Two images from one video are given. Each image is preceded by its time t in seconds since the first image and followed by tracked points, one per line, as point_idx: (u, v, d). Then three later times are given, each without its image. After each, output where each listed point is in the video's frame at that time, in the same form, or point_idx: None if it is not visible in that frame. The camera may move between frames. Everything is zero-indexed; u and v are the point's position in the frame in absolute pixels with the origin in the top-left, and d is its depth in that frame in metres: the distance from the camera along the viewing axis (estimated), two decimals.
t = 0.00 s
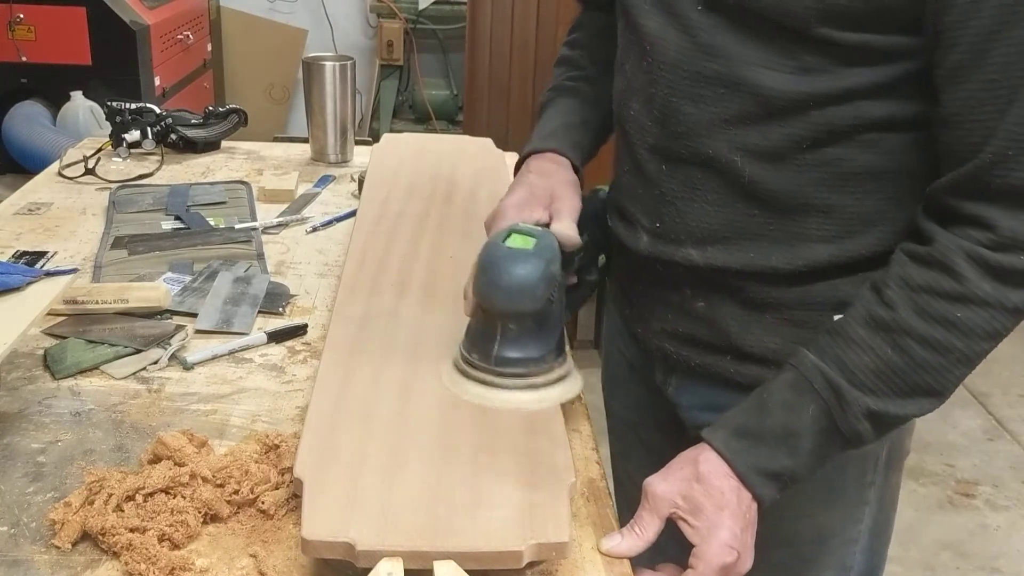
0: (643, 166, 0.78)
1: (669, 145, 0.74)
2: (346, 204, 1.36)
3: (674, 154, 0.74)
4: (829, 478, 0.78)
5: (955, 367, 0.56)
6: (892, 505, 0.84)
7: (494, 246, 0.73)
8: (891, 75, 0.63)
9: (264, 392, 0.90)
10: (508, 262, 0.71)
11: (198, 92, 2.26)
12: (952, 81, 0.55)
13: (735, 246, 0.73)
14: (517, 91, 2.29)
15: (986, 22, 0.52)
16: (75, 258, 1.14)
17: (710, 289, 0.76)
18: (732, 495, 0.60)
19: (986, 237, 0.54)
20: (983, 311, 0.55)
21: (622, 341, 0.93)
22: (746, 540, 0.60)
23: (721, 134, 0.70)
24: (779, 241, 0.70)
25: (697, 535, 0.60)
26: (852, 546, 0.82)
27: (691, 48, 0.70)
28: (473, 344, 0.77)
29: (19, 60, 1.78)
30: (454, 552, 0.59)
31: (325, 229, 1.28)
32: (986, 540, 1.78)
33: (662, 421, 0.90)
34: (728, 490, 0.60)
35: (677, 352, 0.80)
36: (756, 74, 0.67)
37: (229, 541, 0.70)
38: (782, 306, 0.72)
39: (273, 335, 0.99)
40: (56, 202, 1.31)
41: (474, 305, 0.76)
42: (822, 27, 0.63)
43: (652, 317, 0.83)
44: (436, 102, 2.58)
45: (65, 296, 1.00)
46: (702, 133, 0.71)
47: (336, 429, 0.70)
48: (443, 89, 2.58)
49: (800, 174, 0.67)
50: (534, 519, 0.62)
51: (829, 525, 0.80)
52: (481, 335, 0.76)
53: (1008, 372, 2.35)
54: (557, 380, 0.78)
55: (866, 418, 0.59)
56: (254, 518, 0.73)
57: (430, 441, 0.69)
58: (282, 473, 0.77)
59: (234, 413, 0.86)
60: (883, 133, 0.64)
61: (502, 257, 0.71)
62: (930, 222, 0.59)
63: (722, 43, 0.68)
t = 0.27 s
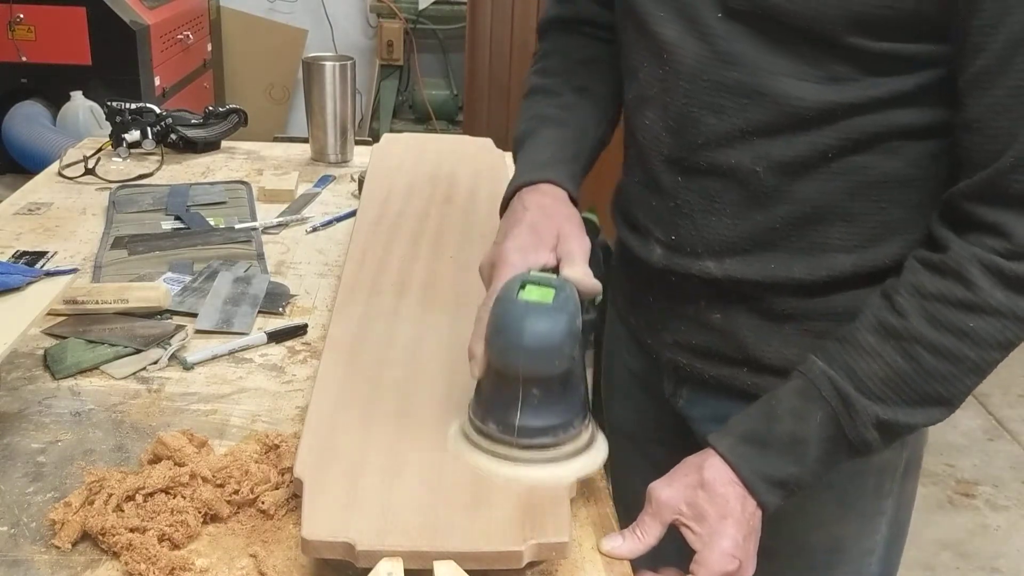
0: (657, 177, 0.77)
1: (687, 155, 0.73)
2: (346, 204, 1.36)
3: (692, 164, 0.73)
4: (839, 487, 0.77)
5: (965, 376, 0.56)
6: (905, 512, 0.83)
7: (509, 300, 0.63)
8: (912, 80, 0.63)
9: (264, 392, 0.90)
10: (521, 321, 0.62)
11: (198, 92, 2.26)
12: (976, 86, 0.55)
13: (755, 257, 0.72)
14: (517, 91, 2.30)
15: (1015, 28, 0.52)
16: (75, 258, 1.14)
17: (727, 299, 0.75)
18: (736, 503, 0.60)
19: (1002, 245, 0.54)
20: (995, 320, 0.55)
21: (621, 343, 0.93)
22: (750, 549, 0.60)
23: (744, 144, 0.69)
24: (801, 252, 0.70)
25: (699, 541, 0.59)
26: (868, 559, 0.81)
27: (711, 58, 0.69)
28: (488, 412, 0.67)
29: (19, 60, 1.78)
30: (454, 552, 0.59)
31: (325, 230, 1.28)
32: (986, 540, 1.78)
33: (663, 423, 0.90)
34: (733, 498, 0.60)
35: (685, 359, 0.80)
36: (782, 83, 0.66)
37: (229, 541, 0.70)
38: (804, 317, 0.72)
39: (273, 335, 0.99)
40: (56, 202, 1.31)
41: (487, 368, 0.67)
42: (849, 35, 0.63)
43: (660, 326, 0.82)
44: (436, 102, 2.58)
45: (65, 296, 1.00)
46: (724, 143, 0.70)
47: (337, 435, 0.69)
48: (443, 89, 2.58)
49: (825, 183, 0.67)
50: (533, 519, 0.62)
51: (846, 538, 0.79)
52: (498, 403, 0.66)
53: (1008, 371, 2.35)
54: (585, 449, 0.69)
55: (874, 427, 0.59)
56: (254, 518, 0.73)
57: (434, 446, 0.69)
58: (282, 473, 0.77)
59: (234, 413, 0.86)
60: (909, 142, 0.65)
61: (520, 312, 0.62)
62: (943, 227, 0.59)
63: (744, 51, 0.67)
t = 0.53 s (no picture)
0: (664, 181, 0.77)
1: (695, 160, 0.73)
2: (346, 204, 1.36)
3: (700, 169, 0.73)
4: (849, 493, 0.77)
5: (973, 385, 0.56)
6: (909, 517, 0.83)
7: (503, 355, 0.55)
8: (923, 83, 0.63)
9: (264, 392, 0.90)
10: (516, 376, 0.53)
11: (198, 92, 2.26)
12: (989, 92, 0.55)
13: (763, 263, 0.72)
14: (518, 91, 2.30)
15: None
16: (75, 258, 1.14)
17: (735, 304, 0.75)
18: (738, 508, 0.60)
19: (1013, 253, 0.53)
20: (1004, 329, 0.54)
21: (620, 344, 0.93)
22: (750, 555, 0.59)
23: (754, 149, 0.69)
24: (809, 258, 0.70)
25: (700, 545, 0.59)
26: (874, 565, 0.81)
27: (722, 62, 0.69)
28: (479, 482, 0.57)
29: (19, 60, 1.78)
30: (453, 551, 0.59)
31: (325, 230, 1.28)
32: (986, 540, 1.78)
33: (664, 423, 0.90)
34: (735, 502, 0.60)
35: (689, 363, 0.80)
36: (795, 89, 0.66)
37: (229, 541, 0.70)
38: (810, 322, 0.72)
39: (273, 335, 0.99)
40: (56, 202, 1.31)
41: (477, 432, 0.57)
42: (865, 40, 0.63)
43: (666, 331, 0.82)
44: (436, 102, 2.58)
45: (65, 296, 1.00)
46: (734, 149, 0.70)
47: (339, 437, 0.69)
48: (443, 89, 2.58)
49: (836, 189, 0.67)
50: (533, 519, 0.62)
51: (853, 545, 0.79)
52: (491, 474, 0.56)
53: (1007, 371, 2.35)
54: (588, 521, 0.59)
55: (880, 434, 0.58)
56: (253, 517, 0.73)
57: (437, 451, 0.69)
58: (282, 473, 0.77)
59: (234, 413, 0.86)
60: (921, 149, 0.65)
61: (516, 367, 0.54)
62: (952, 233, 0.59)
63: (758, 56, 0.67)
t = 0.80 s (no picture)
0: (661, 176, 0.77)
1: (693, 156, 0.73)
2: (346, 204, 1.36)
3: (697, 165, 0.73)
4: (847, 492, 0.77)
5: (975, 385, 0.56)
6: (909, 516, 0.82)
7: (498, 327, 0.59)
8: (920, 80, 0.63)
9: (264, 392, 0.90)
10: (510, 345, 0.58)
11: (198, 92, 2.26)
12: (990, 92, 0.55)
13: (758, 260, 0.72)
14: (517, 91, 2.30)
15: None
16: (76, 258, 1.14)
17: (731, 301, 0.75)
18: (738, 507, 0.60)
19: (1018, 253, 0.53)
20: (1008, 329, 0.54)
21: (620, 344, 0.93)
22: (750, 554, 0.59)
23: (751, 146, 0.69)
24: (805, 255, 0.70)
25: (698, 543, 0.59)
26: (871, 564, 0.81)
27: (721, 58, 0.69)
28: (477, 446, 0.63)
29: (19, 60, 1.78)
30: (455, 552, 0.59)
31: (325, 230, 1.28)
32: (986, 540, 1.78)
33: (663, 423, 0.90)
34: (735, 502, 0.60)
35: (686, 360, 0.80)
36: (792, 85, 0.66)
37: (230, 541, 0.70)
38: (806, 321, 0.72)
39: (273, 335, 0.99)
40: (56, 202, 1.31)
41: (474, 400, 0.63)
42: (863, 37, 0.63)
43: (664, 328, 0.82)
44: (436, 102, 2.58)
45: (65, 296, 1.00)
46: (731, 145, 0.70)
47: (339, 436, 0.69)
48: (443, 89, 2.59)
49: (833, 186, 0.67)
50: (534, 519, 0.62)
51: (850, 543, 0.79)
52: (489, 436, 0.62)
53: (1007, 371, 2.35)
54: (578, 483, 0.65)
55: (883, 434, 0.58)
56: (254, 518, 0.73)
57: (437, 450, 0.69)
58: (282, 473, 0.77)
59: (234, 413, 0.86)
60: (918, 147, 0.64)
61: (510, 337, 0.58)
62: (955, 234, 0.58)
63: (756, 52, 0.67)
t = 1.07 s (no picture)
0: (654, 168, 0.78)
1: (683, 147, 0.74)
2: (346, 204, 1.36)
3: (687, 157, 0.74)
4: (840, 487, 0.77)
5: (1000, 368, 0.56)
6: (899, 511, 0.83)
7: (503, 254, 0.69)
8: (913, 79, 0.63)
9: (264, 392, 0.90)
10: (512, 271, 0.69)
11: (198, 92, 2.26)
12: (996, 91, 0.55)
13: (746, 251, 0.72)
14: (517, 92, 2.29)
15: None
16: (75, 258, 1.14)
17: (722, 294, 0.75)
18: (760, 482, 0.60)
19: None
20: None
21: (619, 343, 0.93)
22: (771, 528, 0.59)
23: (739, 137, 0.70)
24: (792, 248, 0.70)
25: (720, 517, 0.59)
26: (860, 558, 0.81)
27: (711, 51, 0.70)
28: (482, 358, 0.73)
29: (19, 60, 1.78)
30: (455, 552, 0.59)
31: (325, 230, 1.28)
32: (986, 540, 1.78)
33: (662, 422, 0.90)
34: (758, 476, 0.60)
35: (677, 353, 0.81)
36: (779, 78, 0.67)
37: (230, 541, 0.70)
38: (795, 314, 0.72)
39: (273, 335, 0.99)
40: (56, 202, 1.31)
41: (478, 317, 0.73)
42: (852, 31, 0.63)
43: (654, 322, 0.83)
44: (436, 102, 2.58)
45: (65, 296, 1.00)
46: (719, 137, 0.71)
47: (338, 434, 0.69)
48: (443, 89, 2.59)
49: (820, 178, 0.67)
50: (534, 520, 0.62)
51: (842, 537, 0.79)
52: (493, 351, 0.72)
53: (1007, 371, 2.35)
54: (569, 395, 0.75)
55: (906, 412, 0.58)
56: (254, 517, 0.73)
57: (435, 446, 0.69)
58: (282, 473, 0.77)
59: (234, 413, 0.86)
60: (908, 140, 0.65)
61: (513, 264, 0.68)
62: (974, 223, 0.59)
63: (745, 45, 0.68)
